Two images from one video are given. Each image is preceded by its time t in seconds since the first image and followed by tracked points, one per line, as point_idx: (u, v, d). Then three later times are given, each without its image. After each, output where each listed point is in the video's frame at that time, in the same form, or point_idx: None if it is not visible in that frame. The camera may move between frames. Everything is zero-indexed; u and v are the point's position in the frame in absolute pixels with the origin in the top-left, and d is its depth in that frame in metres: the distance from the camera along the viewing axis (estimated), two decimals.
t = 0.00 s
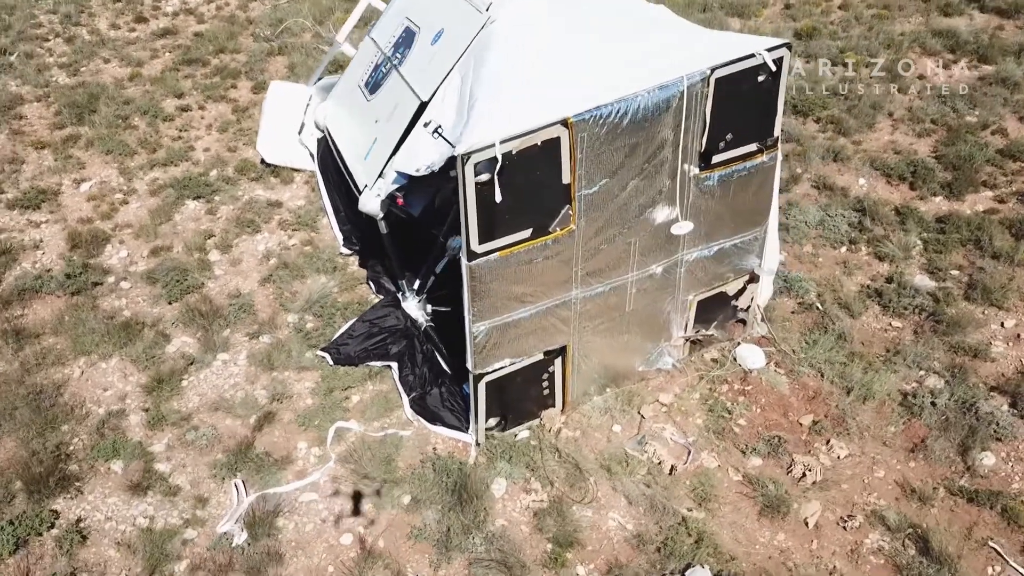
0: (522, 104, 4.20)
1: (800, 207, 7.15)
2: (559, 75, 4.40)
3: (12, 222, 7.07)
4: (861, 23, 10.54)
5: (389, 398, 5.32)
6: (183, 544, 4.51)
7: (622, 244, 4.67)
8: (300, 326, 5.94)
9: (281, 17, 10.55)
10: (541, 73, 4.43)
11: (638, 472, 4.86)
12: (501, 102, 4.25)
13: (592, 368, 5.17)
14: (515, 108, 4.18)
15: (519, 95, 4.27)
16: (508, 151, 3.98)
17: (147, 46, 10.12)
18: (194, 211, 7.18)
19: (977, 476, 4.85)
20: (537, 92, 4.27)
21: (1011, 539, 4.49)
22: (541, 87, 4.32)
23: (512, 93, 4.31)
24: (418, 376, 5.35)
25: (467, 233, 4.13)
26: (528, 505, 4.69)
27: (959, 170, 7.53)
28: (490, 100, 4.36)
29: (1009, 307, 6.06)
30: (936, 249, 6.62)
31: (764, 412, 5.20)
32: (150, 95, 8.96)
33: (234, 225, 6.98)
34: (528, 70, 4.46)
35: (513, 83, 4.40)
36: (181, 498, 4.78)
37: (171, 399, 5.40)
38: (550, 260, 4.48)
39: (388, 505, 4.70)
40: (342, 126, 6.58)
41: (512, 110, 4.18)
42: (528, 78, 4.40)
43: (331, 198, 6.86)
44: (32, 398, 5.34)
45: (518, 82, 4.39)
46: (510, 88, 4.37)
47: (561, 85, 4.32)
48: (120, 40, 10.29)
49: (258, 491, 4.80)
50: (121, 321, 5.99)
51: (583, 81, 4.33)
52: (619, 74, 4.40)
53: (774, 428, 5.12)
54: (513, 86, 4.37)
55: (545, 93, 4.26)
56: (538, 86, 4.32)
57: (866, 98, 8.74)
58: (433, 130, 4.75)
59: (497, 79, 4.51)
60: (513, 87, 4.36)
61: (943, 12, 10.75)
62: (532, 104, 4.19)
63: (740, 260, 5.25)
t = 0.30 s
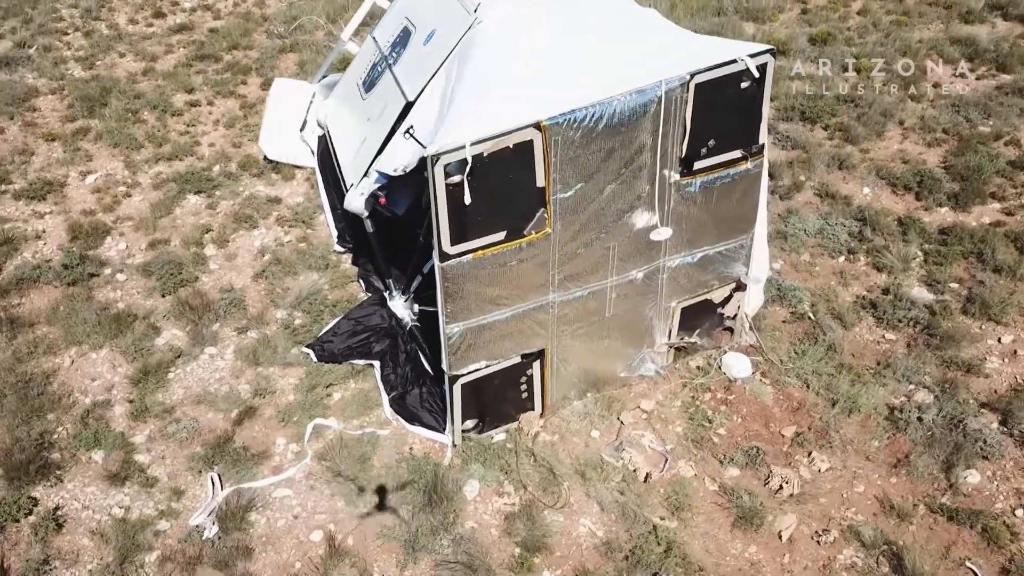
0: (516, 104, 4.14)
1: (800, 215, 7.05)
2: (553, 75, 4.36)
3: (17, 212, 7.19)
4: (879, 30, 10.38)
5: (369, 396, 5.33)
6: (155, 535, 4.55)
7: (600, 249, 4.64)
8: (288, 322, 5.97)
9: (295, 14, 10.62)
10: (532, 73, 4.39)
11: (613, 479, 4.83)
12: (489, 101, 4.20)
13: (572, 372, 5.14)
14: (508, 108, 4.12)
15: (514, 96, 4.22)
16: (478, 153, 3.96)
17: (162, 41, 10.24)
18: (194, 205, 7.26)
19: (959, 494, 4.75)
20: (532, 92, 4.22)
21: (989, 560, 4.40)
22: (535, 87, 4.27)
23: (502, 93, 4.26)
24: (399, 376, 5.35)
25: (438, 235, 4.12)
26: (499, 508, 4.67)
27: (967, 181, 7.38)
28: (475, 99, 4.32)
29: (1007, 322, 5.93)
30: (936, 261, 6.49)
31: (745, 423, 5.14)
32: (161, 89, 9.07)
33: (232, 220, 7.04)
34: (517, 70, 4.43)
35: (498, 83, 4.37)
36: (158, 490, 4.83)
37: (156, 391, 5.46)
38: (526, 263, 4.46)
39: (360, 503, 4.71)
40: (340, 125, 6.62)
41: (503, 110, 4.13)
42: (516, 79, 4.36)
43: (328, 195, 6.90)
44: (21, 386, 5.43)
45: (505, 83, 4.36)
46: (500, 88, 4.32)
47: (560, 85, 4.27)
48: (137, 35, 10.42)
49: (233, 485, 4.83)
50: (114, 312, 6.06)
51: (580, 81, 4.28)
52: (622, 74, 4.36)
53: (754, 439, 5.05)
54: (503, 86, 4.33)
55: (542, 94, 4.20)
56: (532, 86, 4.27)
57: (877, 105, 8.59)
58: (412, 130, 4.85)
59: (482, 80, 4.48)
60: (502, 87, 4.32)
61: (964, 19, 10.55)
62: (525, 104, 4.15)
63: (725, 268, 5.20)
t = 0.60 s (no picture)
0: (510, 104, 4.13)
1: (803, 222, 6.95)
2: (549, 74, 4.34)
3: (26, 201, 7.31)
4: (900, 36, 10.19)
5: (353, 393, 5.34)
6: (132, 525, 4.59)
7: (583, 251, 4.60)
8: (280, 316, 5.99)
9: (313, 11, 10.68)
10: (527, 72, 4.36)
11: (591, 484, 4.78)
12: (480, 101, 4.18)
13: (556, 375, 5.10)
14: (501, 107, 4.11)
15: (508, 95, 4.20)
16: (453, 152, 3.96)
17: (181, 35, 10.35)
18: (198, 199, 7.32)
19: (946, 512, 4.64)
20: (528, 91, 4.20)
21: None
22: (531, 85, 4.25)
23: (494, 91, 4.25)
24: (385, 373, 5.35)
25: (414, 233, 4.12)
26: (475, 509, 4.65)
27: (979, 192, 7.21)
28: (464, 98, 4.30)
29: (1010, 337, 5.78)
30: (941, 273, 6.35)
31: (729, 432, 5.07)
32: (175, 83, 9.17)
33: (233, 214, 7.10)
34: (509, 69, 4.41)
35: (487, 81, 4.35)
36: (139, 479, 4.87)
37: (145, 381, 5.52)
38: (506, 264, 4.43)
39: (336, 499, 4.71)
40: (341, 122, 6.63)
41: (494, 110, 4.12)
42: (507, 78, 4.34)
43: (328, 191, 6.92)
44: (14, 372, 5.51)
45: (497, 81, 4.34)
46: (492, 86, 4.30)
47: (559, 85, 4.25)
48: (156, 29, 10.54)
49: (213, 478, 4.86)
50: (110, 302, 6.13)
51: (575, 83, 4.27)
52: (618, 74, 4.34)
53: (737, 449, 4.98)
54: (495, 84, 4.31)
55: (538, 93, 4.18)
56: (526, 85, 4.25)
57: (891, 112, 8.43)
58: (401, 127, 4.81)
59: (472, 78, 4.46)
60: (494, 86, 4.30)
61: (989, 26, 10.33)
62: (520, 103, 4.13)
63: (715, 274, 5.13)
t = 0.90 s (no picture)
0: (503, 101, 4.09)
1: (807, 229, 6.84)
2: (543, 72, 4.32)
3: (36, 191, 7.42)
4: (923, 42, 9.99)
5: (339, 389, 5.35)
6: (111, 514, 4.63)
7: (566, 254, 4.57)
8: (273, 310, 6.01)
9: (330, 8, 10.73)
10: (522, 70, 4.35)
11: (570, 489, 4.74)
12: (472, 97, 4.16)
13: (541, 378, 5.07)
14: (493, 105, 4.08)
15: (500, 92, 4.17)
16: (429, 151, 3.94)
17: (200, 30, 10.45)
18: (203, 191, 7.39)
19: (932, 530, 4.52)
20: (521, 90, 4.18)
21: None
22: (524, 83, 4.23)
23: (488, 88, 4.22)
24: (371, 371, 5.27)
25: (391, 231, 4.10)
26: (450, 511, 4.63)
27: (991, 203, 7.04)
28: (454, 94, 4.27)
29: (1012, 353, 5.63)
30: (945, 285, 6.21)
31: (714, 440, 4.99)
32: (190, 77, 9.26)
33: (236, 208, 7.14)
34: (501, 67, 4.39)
35: (476, 78, 4.33)
36: (122, 469, 4.91)
37: (137, 371, 5.57)
38: (485, 265, 4.40)
39: (314, 495, 4.72)
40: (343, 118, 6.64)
41: (487, 106, 4.08)
42: (499, 75, 4.32)
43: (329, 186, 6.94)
44: (10, 359, 5.60)
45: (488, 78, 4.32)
46: (484, 83, 4.28)
47: (554, 82, 4.23)
48: (177, 23, 10.66)
49: (195, 469, 4.89)
50: (109, 292, 6.20)
51: (568, 82, 4.24)
52: (615, 73, 4.31)
53: (721, 458, 4.91)
54: (486, 81, 4.28)
55: (531, 91, 4.16)
56: (521, 82, 4.24)
57: (907, 119, 8.26)
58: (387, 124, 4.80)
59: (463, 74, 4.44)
60: (486, 83, 4.27)
61: (1016, 34, 10.08)
62: (514, 101, 4.10)
63: (705, 280, 5.05)
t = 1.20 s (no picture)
0: (493, 101, 4.05)
1: (806, 239, 6.72)
2: (534, 72, 4.30)
3: (42, 182, 7.55)
4: (944, 50, 9.75)
5: (318, 388, 5.37)
6: (84, 504, 4.69)
7: (540, 258, 4.51)
8: (262, 306, 6.04)
9: (346, 5, 10.77)
10: (513, 70, 4.33)
11: (539, 496, 4.70)
12: (461, 96, 4.12)
13: (516, 382, 5.03)
14: (482, 105, 4.03)
15: (490, 92, 4.14)
16: (396, 152, 3.90)
17: (217, 25, 10.55)
18: (205, 186, 7.46)
19: (906, 552, 4.41)
20: (512, 89, 4.14)
21: None
22: (515, 83, 4.21)
23: (478, 88, 4.18)
24: (350, 370, 5.23)
25: (360, 232, 4.07)
26: (417, 513, 4.62)
27: (999, 218, 6.86)
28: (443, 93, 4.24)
29: (1008, 373, 5.48)
30: (943, 300, 6.06)
31: (689, 452, 4.92)
32: (202, 72, 9.35)
33: (235, 203, 7.19)
34: (493, 67, 4.37)
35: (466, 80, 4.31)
36: (100, 459, 4.97)
37: (123, 363, 5.64)
38: (457, 269, 4.36)
39: (284, 493, 4.73)
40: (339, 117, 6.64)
41: (476, 107, 4.03)
42: (491, 76, 4.30)
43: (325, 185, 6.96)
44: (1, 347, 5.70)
45: (479, 79, 4.30)
46: (475, 83, 4.25)
47: (546, 83, 4.22)
48: (195, 18, 10.78)
49: (170, 463, 4.93)
50: (103, 284, 6.29)
51: (560, 83, 4.24)
52: (609, 74, 4.26)
53: (695, 470, 4.83)
54: (477, 82, 4.26)
55: (521, 90, 4.13)
56: (512, 82, 4.21)
57: (919, 130, 8.08)
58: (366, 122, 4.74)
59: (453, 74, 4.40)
60: (477, 83, 4.25)
61: None
62: (504, 101, 4.04)
63: (686, 289, 4.98)
